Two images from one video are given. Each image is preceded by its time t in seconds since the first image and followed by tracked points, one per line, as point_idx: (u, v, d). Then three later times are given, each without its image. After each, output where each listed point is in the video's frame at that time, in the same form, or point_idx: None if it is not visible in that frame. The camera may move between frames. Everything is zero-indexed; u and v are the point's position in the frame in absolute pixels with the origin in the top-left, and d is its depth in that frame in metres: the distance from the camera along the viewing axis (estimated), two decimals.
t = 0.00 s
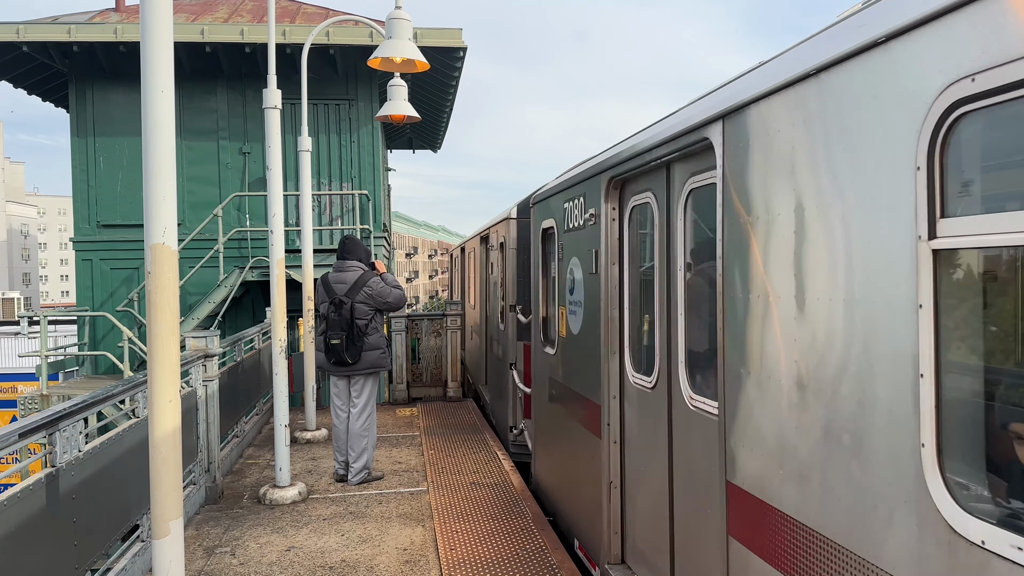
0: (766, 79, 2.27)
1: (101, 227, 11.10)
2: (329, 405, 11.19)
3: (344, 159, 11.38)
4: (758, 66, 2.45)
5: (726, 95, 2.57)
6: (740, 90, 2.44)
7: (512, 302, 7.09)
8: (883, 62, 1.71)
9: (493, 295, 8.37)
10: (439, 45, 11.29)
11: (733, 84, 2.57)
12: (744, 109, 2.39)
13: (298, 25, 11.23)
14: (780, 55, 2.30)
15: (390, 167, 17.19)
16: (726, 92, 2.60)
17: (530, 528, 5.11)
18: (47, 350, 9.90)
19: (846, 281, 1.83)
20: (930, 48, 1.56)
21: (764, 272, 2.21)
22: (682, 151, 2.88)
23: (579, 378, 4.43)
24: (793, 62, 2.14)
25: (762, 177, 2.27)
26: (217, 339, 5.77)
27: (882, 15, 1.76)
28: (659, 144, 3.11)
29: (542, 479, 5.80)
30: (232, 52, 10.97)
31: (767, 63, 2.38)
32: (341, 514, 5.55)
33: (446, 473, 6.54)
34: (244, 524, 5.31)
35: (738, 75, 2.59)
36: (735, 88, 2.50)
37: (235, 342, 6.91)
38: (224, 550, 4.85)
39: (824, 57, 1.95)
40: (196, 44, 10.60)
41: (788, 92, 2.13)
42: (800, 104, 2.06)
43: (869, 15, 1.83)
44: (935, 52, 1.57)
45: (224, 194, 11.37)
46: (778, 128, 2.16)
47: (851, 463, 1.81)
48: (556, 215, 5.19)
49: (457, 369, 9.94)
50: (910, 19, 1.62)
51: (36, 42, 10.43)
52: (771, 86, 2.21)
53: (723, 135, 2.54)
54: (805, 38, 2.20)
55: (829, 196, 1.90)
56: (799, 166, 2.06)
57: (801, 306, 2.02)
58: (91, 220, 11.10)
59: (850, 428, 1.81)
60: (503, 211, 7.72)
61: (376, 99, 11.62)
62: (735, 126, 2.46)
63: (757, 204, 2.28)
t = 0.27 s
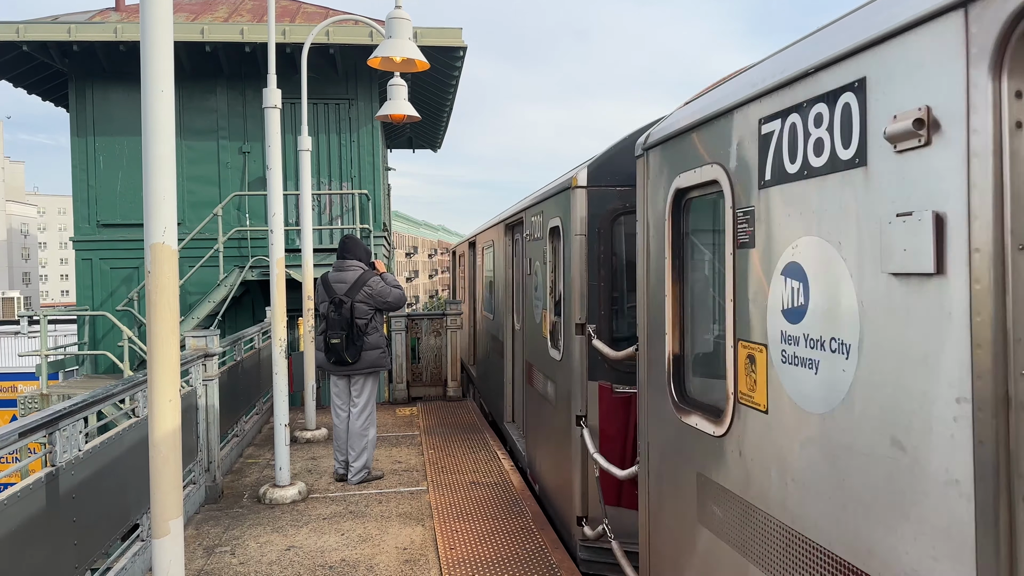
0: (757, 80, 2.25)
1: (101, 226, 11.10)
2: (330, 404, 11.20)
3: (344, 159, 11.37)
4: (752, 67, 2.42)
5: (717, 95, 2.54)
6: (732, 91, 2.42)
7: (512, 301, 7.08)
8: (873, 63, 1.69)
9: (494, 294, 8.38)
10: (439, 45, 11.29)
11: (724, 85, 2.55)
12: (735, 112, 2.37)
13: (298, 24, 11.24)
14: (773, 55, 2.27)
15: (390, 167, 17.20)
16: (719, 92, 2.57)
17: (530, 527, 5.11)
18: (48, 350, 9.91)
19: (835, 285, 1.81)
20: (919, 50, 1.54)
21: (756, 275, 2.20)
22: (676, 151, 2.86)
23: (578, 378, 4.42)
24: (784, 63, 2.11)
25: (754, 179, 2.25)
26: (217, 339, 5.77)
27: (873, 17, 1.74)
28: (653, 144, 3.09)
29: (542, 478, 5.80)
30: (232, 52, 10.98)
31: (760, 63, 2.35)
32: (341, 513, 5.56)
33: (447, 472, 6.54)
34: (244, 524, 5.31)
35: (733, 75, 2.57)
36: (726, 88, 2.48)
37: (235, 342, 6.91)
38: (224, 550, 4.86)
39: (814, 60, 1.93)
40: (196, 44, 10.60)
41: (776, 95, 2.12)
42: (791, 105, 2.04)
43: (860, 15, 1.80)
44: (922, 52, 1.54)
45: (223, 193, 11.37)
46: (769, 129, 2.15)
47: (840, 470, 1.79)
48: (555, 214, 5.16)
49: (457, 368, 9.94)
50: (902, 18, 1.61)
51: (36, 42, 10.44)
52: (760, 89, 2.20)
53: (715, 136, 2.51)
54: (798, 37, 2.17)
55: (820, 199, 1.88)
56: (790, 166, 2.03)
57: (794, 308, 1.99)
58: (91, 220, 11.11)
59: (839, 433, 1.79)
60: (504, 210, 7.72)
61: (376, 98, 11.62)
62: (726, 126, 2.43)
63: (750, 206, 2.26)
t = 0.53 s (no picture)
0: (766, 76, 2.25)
1: (101, 226, 11.11)
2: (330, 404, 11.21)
3: (344, 159, 11.38)
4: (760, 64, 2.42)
5: (726, 92, 2.54)
6: (740, 88, 2.42)
7: (513, 301, 7.07)
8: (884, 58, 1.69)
9: (494, 294, 8.39)
10: (439, 45, 11.30)
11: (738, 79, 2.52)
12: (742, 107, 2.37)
13: (298, 24, 11.24)
14: (782, 53, 2.27)
15: (390, 167, 17.20)
16: (728, 89, 2.57)
17: (530, 527, 5.12)
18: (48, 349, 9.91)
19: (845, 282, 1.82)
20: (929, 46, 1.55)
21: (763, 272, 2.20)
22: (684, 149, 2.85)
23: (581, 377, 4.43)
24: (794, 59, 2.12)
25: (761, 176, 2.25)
26: (217, 339, 5.78)
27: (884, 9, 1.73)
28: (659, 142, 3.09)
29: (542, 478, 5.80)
30: (232, 52, 10.98)
31: (768, 61, 2.36)
32: (342, 513, 5.56)
33: (447, 472, 6.55)
34: (244, 524, 5.32)
35: (741, 72, 2.57)
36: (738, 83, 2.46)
37: (235, 341, 6.92)
38: (225, 550, 4.86)
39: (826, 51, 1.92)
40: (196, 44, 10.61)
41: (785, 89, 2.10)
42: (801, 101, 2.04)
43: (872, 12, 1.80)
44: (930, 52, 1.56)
45: (224, 193, 11.37)
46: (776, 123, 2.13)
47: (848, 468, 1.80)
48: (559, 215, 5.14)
49: (457, 368, 9.95)
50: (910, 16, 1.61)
51: (36, 42, 10.45)
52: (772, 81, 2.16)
53: (722, 133, 2.52)
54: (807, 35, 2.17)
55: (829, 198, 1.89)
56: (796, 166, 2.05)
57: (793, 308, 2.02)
58: (91, 219, 11.11)
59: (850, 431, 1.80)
60: (504, 210, 7.72)
61: (377, 98, 11.62)
62: (734, 123, 2.44)
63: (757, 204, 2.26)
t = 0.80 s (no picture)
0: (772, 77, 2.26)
1: (101, 226, 11.11)
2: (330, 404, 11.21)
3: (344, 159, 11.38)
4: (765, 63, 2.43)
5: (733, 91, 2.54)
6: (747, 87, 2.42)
7: (513, 301, 7.06)
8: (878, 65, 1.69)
9: (494, 294, 8.39)
10: (439, 45, 11.29)
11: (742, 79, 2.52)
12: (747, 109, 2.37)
13: (298, 24, 11.24)
14: (788, 52, 2.28)
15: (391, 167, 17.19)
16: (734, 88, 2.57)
17: (530, 527, 5.12)
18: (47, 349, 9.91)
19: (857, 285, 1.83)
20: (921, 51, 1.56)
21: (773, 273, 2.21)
22: (690, 149, 2.84)
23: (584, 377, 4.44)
24: (800, 59, 2.12)
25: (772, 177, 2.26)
26: (217, 339, 5.78)
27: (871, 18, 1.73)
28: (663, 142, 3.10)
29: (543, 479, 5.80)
30: (232, 52, 10.98)
31: (774, 60, 2.36)
32: (342, 513, 5.56)
33: (447, 472, 6.55)
34: (244, 524, 5.32)
35: (746, 72, 2.57)
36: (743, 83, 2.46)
37: (236, 341, 6.92)
38: (225, 550, 4.86)
39: (822, 57, 1.92)
40: (196, 44, 10.60)
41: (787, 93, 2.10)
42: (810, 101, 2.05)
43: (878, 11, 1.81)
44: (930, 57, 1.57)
45: (224, 193, 11.37)
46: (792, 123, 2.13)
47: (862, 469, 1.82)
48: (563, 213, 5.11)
49: (457, 368, 9.94)
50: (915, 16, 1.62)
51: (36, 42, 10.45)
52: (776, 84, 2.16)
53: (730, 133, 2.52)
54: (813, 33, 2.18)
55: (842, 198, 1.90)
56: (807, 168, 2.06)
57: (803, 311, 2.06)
58: (91, 219, 11.11)
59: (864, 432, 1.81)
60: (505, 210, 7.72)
61: (377, 98, 11.61)
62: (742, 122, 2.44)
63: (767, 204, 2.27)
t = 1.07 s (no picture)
0: (778, 74, 2.27)
1: (101, 226, 11.12)
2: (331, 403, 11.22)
3: (345, 158, 11.39)
4: (769, 61, 2.43)
5: (737, 90, 2.55)
6: (753, 84, 2.43)
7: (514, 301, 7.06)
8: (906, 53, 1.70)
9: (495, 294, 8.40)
10: (440, 45, 11.30)
11: (748, 77, 2.53)
12: (758, 104, 2.38)
13: (299, 24, 11.25)
14: (791, 50, 2.29)
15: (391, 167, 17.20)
16: (737, 87, 2.58)
17: (532, 527, 5.12)
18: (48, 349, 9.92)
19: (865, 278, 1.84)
20: (953, 40, 1.57)
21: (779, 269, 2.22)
22: (697, 148, 2.85)
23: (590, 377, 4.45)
24: (806, 56, 2.13)
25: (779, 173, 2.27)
26: (218, 339, 5.78)
27: (899, 8, 1.75)
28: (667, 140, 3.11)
29: (544, 479, 5.80)
30: (233, 52, 10.99)
31: (777, 59, 2.37)
32: (343, 513, 5.57)
33: (448, 471, 6.57)
34: (245, 523, 5.33)
35: (749, 70, 2.58)
36: (751, 80, 2.46)
37: (237, 341, 6.93)
38: (226, 549, 4.87)
39: (844, 49, 1.93)
40: (196, 44, 10.61)
41: (805, 86, 2.11)
42: (816, 98, 2.06)
43: (882, 10, 1.82)
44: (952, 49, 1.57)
45: (224, 193, 11.38)
46: (800, 122, 2.13)
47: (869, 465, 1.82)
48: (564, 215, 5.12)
49: (457, 368, 9.95)
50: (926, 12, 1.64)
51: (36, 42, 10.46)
52: (793, 78, 2.17)
53: (734, 132, 2.54)
54: (817, 31, 2.19)
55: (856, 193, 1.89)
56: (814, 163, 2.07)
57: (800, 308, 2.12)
58: (92, 219, 11.12)
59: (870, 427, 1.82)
60: (505, 210, 7.74)
61: (377, 98, 11.62)
62: (746, 120, 2.46)
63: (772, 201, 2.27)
